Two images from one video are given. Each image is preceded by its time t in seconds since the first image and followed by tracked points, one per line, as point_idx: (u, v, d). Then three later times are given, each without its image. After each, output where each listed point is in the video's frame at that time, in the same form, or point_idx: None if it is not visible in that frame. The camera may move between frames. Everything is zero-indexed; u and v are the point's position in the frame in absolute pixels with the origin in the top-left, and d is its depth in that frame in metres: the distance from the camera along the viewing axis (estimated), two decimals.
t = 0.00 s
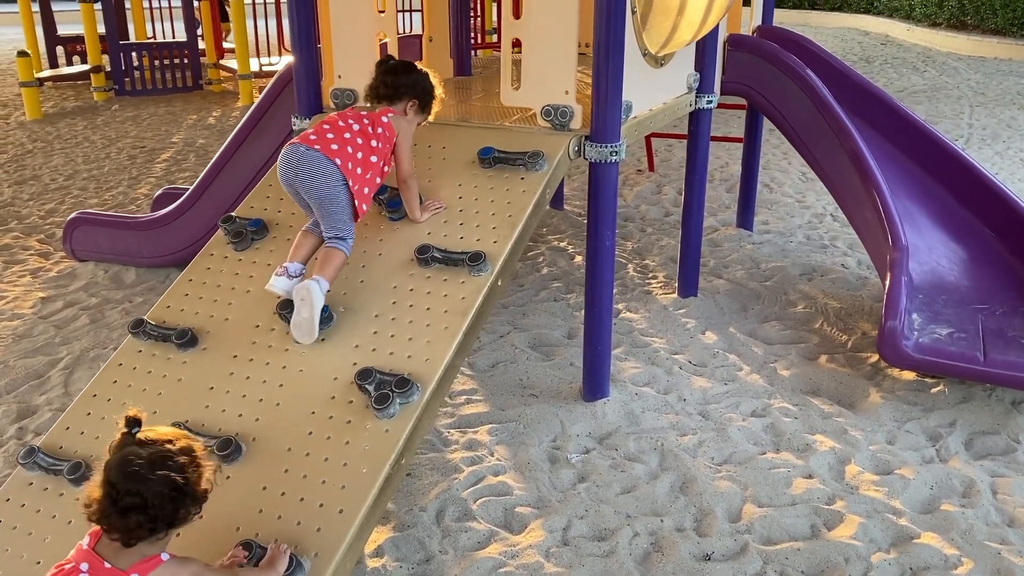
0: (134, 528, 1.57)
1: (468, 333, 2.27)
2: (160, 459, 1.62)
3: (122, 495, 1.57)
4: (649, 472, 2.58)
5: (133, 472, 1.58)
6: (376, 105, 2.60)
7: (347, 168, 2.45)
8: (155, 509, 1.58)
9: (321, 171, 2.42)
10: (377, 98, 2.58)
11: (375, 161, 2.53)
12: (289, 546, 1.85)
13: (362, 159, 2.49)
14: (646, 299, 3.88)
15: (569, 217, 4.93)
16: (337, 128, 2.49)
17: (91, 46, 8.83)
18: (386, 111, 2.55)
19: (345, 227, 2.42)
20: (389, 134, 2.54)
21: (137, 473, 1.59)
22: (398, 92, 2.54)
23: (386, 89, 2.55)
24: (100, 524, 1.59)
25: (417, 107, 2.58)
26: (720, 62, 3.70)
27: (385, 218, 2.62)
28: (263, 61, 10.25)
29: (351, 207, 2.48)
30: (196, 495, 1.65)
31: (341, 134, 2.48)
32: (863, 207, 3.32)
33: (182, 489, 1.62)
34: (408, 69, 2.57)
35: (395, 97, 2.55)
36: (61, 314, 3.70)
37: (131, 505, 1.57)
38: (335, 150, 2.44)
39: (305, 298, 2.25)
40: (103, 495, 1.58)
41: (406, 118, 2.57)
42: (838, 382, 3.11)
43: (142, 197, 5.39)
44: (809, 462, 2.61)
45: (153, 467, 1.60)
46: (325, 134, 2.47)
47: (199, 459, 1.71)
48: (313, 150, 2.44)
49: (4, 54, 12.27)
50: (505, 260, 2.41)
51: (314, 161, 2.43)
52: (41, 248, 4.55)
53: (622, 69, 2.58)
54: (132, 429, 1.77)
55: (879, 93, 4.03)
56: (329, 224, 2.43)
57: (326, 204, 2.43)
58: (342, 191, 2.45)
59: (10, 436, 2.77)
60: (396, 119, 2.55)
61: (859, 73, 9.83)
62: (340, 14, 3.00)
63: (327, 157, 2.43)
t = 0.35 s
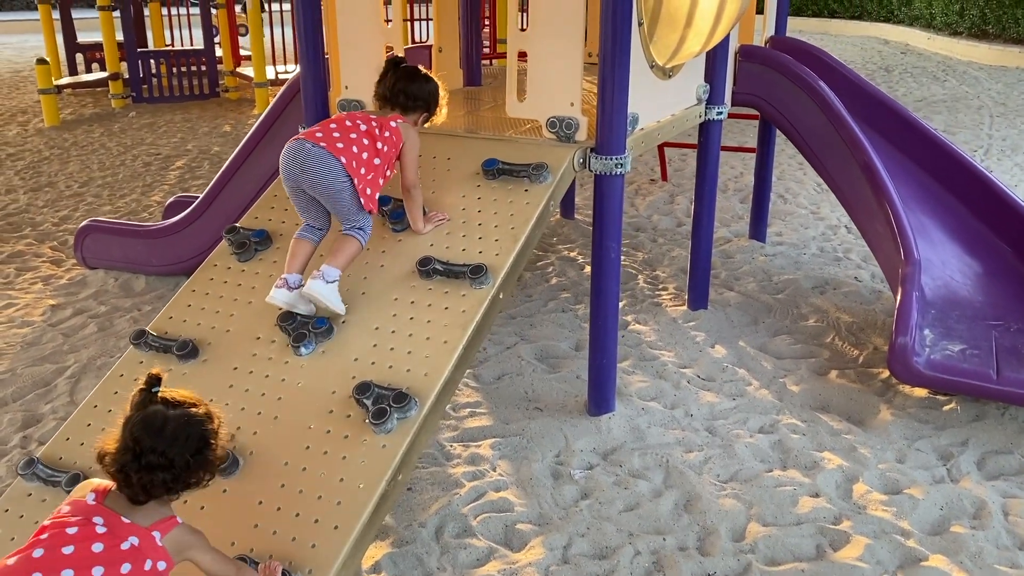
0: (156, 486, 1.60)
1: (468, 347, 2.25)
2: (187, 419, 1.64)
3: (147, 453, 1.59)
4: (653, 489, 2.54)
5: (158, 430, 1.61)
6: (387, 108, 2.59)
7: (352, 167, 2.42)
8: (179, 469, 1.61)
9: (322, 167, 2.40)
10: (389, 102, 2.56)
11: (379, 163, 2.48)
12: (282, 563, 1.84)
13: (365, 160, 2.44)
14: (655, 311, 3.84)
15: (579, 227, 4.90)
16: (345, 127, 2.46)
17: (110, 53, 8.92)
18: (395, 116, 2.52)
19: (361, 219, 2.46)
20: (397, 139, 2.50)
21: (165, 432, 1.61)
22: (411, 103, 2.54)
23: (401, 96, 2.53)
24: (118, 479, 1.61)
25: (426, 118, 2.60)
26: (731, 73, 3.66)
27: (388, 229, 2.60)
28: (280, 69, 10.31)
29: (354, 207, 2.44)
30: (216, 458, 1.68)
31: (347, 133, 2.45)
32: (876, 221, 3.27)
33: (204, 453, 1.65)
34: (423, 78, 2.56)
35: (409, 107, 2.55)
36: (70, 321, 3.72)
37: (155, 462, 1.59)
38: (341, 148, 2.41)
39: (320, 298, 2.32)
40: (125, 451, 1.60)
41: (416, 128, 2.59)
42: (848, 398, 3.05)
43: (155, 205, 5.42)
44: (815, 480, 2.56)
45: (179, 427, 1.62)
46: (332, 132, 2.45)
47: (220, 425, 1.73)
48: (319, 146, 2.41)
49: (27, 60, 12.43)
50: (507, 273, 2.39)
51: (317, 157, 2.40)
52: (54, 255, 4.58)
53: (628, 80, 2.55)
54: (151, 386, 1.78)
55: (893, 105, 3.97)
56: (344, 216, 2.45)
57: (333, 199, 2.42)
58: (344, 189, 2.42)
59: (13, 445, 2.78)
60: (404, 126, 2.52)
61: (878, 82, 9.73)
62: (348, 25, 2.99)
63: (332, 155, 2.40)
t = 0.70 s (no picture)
0: (204, 478, 1.64)
1: (479, 356, 2.23)
2: (240, 417, 1.67)
3: (200, 446, 1.62)
4: (665, 500, 2.51)
5: (212, 425, 1.64)
6: (389, 116, 2.56)
7: (337, 170, 2.43)
8: (228, 466, 1.64)
9: (308, 171, 2.42)
10: (393, 110, 2.53)
11: (372, 170, 2.49)
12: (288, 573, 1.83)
13: (356, 165, 2.46)
14: (670, 320, 3.81)
15: (595, 235, 4.88)
16: (338, 134, 2.49)
17: (131, 61, 9.02)
18: (396, 126, 2.52)
19: (350, 227, 2.45)
20: (394, 149, 2.50)
21: (220, 428, 1.64)
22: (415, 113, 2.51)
23: (406, 105, 2.51)
24: (168, 467, 1.63)
25: (429, 129, 2.57)
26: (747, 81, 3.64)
27: (400, 237, 2.60)
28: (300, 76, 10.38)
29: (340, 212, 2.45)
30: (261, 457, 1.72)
31: (339, 138, 2.48)
32: (893, 231, 3.23)
33: (252, 453, 1.68)
34: (431, 88, 2.52)
35: (413, 116, 2.52)
36: (86, 327, 3.75)
37: (207, 456, 1.63)
38: (327, 151, 2.43)
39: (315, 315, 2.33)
40: (176, 442, 1.63)
41: (420, 137, 2.57)
42: (864, 410, 3.01)
43: (172, 211, 5.46)
44: (830, 494, 2.52)
45: (232, 425, 1.65)
46: (325, 138, 2.48)
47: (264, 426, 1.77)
48: (305, 149, 2.44)
49: (51, 68, 12.60)
50: (518, 282, 2.38)
51: (303, 162, 2.43)
52: (72, 261, 4.63)
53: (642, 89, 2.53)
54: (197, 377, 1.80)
55: (912, 114, 3.93)
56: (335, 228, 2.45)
57: (320, 204, 2.44)
58: (329, 193, 2.43)
59: (27, 450, 2.80)
60: (405, 136, 2.52)
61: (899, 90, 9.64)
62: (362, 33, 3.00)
63: (316, 157, 2.42)
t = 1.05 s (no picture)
0: (195, 488, 1.68)
1: (496, 357, 2.25)
2: (224, 426, 1.72)
3: (187, 457, 1.67)
4: (682, 503, 2.51)
5: (196, 436, 1.68)
6: (382, 116, 2.62)
7: (354, 179, 2.45)
8: (216, 473, 1.69)
9: (326, 185, 2.44)
10: (384, 109, 2.60)
11: (385, 172, 2.52)
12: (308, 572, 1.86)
13: (371, 170, 2.49)
14: (687, 324, 3.81)
15: (611, 240, 4.89)
16: (346, 143, 2.50)
17: (151, 66, 9.12)
18: (396, 124, 2.57)
19: (371, 236, 2.48)
20: (400, 146, 2.55)
21: (203, 438, 1.69)
22: (405, 100, 2.57)
23: (398, 99, 2.57)
24: (161, 482, 1.69)
25: (424, 105, 2.64)
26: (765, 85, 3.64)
27: (418, 240, 2.61)
28: (318, 82, 10.46)
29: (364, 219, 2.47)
30: (251, 462, 1.76)
31: (348, 148, 2.49)
32: (912, 236, 3.22)
33: (240, 458, 1.72)
34: (408, 71, 2.57)
35: (406, 106, 2.59)
36: (107, 329, 3.80)
37: (193, 466, 1.67)
38: (342, 163, 2.46)
39: (332, 314, 2.34)
40: (166, 455, 1.69)
41: (420, 119, 2.65)
42: (883, 415, 3.00)
43: (192, 215, 5.52)
44: (847, 498, 2.51)
45: (216, 433, 1.70)
46: (333, 150, 2.50)
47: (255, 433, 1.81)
48: (320, 165, 2.46)
49: (73, 73, 12.75)
50: (536, 284, 2.39)
51: (320, 177, 2.45)
52: (93, 264, 4.69)
53: (659, 92, 2.54)
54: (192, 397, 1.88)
55: (931, 119, 3.91)
56: (354, 236, 2.48)
57: (340, 216, 2.46)
58: (350, 201, 2.45)
59: (50, 449, 2.84)
60: (408, 133, 2.57)
61: (918, 95, 9.58)
62: (382, 38, 3.03)
63: (333, 170, 2.45)
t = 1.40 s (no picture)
0: (203, 437, 1.75)
1: (518, 353, 2.29)
2: (221, 377, 1.77)
3: (189, 410, 1.73)
4: (700, 498, 2.54)
5: (195, 389, 1.74)
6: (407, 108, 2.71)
7: (406, 152, 2.55)
8: (220, 422, 1.75)
9: (381, 156, 2.52)
10: (412, 102, 2.69)
11: (430, 148, 2.63)
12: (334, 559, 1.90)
13: (419, 145, 2.59)
14: (702, 323, 3.84)
15: (625, 240, 4.93)
16: (395, 121, 2.60)
17: (168, 69, 9.21)
18: (435, 107, 2.69)
19: (388, 224, 2.51)
20: (443, 126, 2.67)
21: (202, 390, 1.74)
22: (431, 89, 2.68)
23: (425, 89, 2.68)
24: (169, 436, 1.76)
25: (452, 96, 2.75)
26: (781, 86, 3.67)
27: (439, 239, 2.65)
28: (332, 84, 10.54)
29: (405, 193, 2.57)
30: (252, 409, 1.81)
31: (397, 124, 2.59)
32: (927, 236, 3.24)
33: (241, 405, 1.77)
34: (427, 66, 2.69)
35: (434, 95, 2.70)
36: (130, 327, 3.86)
37: (198, 417, 1.73)
38: (394, 136, 2.55)
39: (355, 311, 2.37)
40: (171, 411, 1.75)
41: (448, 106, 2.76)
42: (898, 412, 3.02)
43: (211, 216, 5.59)
44: (864, 494, 2.54)
45: (213, 385, 1.75)
46: (382, 126, 2.59)
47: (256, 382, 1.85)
48: (372, 138, 2.54)
49: (89, 77, 12.88)
50: (556, 281, 2.43)
51: (374, 149, 2.52)
52: (114, 264, 4.76)
53: (677, 93, 2.58)
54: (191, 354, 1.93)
55: (946, 120, 3.93)
56: (376, 224, 2.51)
57: (386, 188, 2.53)
58: (401, 175, 2.54)
59: (78, 444, 2.89)
60: (447, 115, 2.70)
61: (930, 96, 9.57)
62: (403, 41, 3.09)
63: (387, 143, 2.53)
